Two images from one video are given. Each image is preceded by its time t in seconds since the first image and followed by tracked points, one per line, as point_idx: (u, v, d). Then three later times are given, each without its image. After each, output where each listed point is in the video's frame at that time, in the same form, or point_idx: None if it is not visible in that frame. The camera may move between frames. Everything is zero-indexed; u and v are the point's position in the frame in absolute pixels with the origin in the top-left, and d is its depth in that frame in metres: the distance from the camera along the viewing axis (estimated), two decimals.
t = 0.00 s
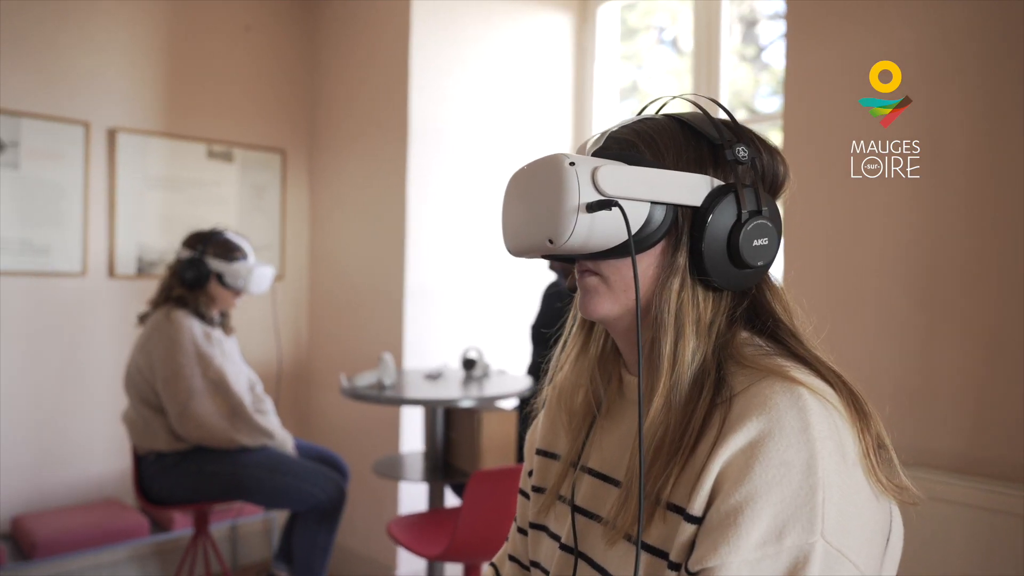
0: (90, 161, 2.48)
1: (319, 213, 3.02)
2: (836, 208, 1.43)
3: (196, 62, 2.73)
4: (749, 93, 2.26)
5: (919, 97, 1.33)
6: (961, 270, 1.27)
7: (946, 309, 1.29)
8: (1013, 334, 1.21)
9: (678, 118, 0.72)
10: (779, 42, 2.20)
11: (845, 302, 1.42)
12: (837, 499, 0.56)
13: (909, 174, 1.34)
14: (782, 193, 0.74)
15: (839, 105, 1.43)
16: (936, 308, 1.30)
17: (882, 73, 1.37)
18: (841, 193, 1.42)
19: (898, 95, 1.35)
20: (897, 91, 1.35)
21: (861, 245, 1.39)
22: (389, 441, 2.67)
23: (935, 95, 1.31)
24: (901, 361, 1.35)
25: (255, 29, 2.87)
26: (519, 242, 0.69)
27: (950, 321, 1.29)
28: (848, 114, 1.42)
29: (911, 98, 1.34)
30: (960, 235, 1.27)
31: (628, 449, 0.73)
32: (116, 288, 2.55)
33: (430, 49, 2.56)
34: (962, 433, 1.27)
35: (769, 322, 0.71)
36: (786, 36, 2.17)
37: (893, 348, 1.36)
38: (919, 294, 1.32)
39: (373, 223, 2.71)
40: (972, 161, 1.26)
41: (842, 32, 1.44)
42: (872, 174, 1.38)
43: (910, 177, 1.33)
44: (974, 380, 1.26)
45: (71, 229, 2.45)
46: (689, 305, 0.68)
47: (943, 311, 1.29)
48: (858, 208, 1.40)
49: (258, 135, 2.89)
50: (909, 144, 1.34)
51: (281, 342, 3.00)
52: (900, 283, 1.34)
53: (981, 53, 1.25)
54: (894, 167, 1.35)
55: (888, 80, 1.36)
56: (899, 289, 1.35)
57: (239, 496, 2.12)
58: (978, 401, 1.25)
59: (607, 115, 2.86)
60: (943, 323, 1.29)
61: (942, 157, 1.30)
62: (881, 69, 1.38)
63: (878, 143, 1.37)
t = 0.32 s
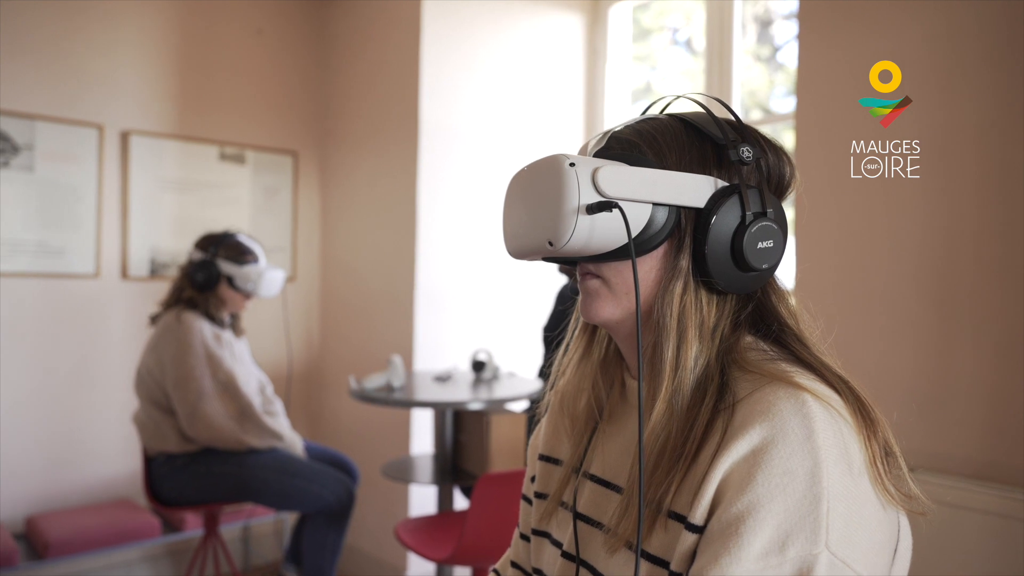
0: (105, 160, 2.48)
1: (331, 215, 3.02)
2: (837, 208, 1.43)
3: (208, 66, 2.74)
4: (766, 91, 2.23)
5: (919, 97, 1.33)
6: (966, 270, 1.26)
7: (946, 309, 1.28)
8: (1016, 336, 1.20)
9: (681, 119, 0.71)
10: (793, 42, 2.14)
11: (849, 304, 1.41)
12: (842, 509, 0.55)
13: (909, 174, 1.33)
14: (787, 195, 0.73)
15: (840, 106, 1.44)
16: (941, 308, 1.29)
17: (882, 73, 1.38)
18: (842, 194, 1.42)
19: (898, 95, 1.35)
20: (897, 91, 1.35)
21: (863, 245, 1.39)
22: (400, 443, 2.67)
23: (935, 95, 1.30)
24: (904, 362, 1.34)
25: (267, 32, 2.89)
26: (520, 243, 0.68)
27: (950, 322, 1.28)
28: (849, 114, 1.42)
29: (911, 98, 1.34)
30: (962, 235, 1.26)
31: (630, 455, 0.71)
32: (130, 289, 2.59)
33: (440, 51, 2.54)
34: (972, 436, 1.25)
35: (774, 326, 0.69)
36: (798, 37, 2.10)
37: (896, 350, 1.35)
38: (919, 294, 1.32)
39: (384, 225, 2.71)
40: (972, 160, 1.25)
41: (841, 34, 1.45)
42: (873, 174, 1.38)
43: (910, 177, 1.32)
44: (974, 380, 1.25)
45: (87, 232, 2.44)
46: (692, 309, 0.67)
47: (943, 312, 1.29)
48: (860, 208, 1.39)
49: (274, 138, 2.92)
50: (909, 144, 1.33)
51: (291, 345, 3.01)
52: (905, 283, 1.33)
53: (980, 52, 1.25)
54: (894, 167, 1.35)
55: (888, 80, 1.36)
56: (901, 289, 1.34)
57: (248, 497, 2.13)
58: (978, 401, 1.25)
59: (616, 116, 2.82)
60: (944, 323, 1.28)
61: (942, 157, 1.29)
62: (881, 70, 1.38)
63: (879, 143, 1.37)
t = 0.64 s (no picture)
0: (117, 162, 2.49)
1: (342, 217, 3.02)
2: (839, 207, 1.44)
3: (219, 69, 2.75)
4: (783, 92, 2.19)
5: (918, 97, 1.34)
6: (969, 270, 1.27)
7: (945, 307, 1.30)
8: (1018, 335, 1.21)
9: (684, 118, 0.69)
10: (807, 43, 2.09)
11: (853, 303, 1.42)
12: (848, 518, 0.53)
13: (909, 174, 1.35)
14: (795, 196, 0.71)
15: (840, 106, 1.45)
16: (944, 307, 1.30)
17: (882, 73, 1.39)
18: (844, 194, 1.44)
19: (898, 95, 1.37)
20: (897, 91, 1.37)
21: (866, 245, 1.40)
22: (410, 444, 2.66)
23: (934, 94, 1.32)
24: (905, 361, 1.35)
25: (278, 34, 2.89)
26: (520, 245, 0.67)
27: (950, 320, 1.29)
28: (849, 114, 1.44)
29: (911, 98, 1.35)
30: (964, 235, 1.27)
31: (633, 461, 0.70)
32: (142, 291, 2.56)
33: (449, 53, 2.53)
34: (978, 435, 1.26)
35: (779, 329, 0.68)
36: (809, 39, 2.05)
37: (898, 348, 1.36)
38: (920, 293, 1.33)
39: (393, 226, 2.71)
40: (972, 160, 1.27)
41: (842, 35, 1.47)
42: (873, 174, 1.40)
43: (910, 177, 1.34)
44: (973, 377, 1.26)
45: (100, 231, 2.46)
46: (694, 313, 0.65)
47: (944, 311, 1.30)
48: (862, 208, 1.41)
49: (285, 141, 2.92)
50: (909, 143, 1.35)
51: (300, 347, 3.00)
52: (908, 283, 1.34)
53: (979, 52, 1.26)
54: (894, 167, 1.37)
55: (888, 80, 1.38)
56: (901, 288, 1.35)
57: (256, 499, 2.13)
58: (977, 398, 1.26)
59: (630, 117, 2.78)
60: (945, 322, 1.30)
61: (942, 157, 1.30)
62: (881, 70, 1.39)
63: (879, 143, 1.39)
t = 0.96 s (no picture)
0: (127, 164, 2.50)
1: (351, 219, 3.02)
2: (840, 206, 1.46)
3: (229, 71, 2.75)
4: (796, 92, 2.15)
5: (918, 97, 1.36)
6: (968, 268, 1.29)
7: (945, 305, 1.31)
8: (1016, 333, 1.23)
9: (681, 116, 0.68)
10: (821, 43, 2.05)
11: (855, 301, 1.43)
12: (845, 525, 0.52)
13: (908, 174, 1.36)
14: (795, 195, 0.70)
15: (840, 106, 1.47)
16: (943, 304, 1.32)
17: (882, 73, 1.41)
18: (844, 194, 1.46)
19: (898, 95, 1.39)
20: (897, 91, 1.39)
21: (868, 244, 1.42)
22: (418, 446, 2.66)
23: (933, 95, 1.34)
24: (906, 358, 1.37)
25: (288, 36, 2.89)
26: (514, 246, 0.66)
27: (950, 317, 1.31)
28: (849, 114, 1.46)
29: (911, 98, 1.37)
30: (963, 234, 1.29)
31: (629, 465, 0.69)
32: (153, 293, 2.57)
33: (457, 54, 2.53)
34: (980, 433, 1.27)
35: (777, 331, 0.67)
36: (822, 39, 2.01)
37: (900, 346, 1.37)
38: (920, 291, 1.35)
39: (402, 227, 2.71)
40: (971, 160, 1.28)
41: (842, 35, 1.49)
42: (873, 174, 1.42)
43: (910, 177, 1.36)
44: (973, 374, 1.28)
45: (109, 233, 2.47)
46: (691, 314, 0.64)
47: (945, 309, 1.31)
48: (863, 207, 1.42)
49: (293, 142, 2.92)
50: (909, 144, 1.37)
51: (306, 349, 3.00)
52: (909, 282, 1.36)
53: (977, 52, 1.28)
54: (894, 166, 1.38)
55: (888, 80, 1.40)
56: (901, 287, 1.37)
57: (263, 500, 2.13)
58: (977, 395, 1.28)
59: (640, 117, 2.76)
60: (945, 320, 1.31)
61: (941, 157, 1.32)
62: (881, 70, 1.41)
63: (879, 143, 1.41)
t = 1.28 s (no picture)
0: (137, 166, 2.51)
1: (360, 220, 3.02)
2: (840, 206, 1.46)
3: (238, 72, 2.76)
4: (807, 92, 2.11)
5: (918, 97, 1.35)
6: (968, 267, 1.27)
7: (945, 306, 1.30)
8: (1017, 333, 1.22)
9: (679, 112, 0.67)
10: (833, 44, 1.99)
11: (856, 302, 1.43)
12: (843, 530, 0.50)
13: (908, 174, 1.35)
14: (795, 193, 0.69)
15: (840, 106, 1.47)
16: (944, 305, 1.31)
17: (882, 73, 1.40)
18: (844, 194, 1.45)
19: (898, 95, 1.38)
20: (896, 91, 1.38)
21: (869, 244, 1.41)
22: (426, 447, 2.65)
23: (933, 94, 1.33)
24: (909, 359, 1.35)
25: (297, 37, 2.90)
26: (510, 244, 0.65)
27: (951, 318, 1.29)
28: (849, 114, 1.45)
29: (911, 98, 1.36)
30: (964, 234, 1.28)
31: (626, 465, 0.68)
32: (162, 294, 2.59)
33: (464, 55, 2.53)
34: (983, 434, 1.26)
35: (776, 331, 0.66)
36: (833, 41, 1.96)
37: (901, 346, 1.36)
38: (921, 292, 1.33)
39: (409, 228, 2.71)
40: (970, 159, 1.27)
41: (843, 35, 1.48)
42: (873, 174, 1.41)
43: (909, 177, 1.35)
44: (974, 375, 1.27)
45: (118, 233, 2.47)
46: (688, 313, 0.63)
47: (946, 309, 1.30)
48: (863, 207, 1.42)
49: (301, 143, 2.92)
50: (909, 144, 1.36)
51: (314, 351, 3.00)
52: (911, 282, 1.35)
53: (976, 51, 1.27)
54: (894, 166, 1.38)
55: (888, 80, 1.39)
56: (902, 287, 1.36)
57: (270, 501, 2.13)
58: (978, 396, 1.26)
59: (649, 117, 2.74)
60: (946, 320, 1.30)
61: (941, 157, 1.31)
62: (881, 70, 1.41)
63: (879, 143, 1.40)
